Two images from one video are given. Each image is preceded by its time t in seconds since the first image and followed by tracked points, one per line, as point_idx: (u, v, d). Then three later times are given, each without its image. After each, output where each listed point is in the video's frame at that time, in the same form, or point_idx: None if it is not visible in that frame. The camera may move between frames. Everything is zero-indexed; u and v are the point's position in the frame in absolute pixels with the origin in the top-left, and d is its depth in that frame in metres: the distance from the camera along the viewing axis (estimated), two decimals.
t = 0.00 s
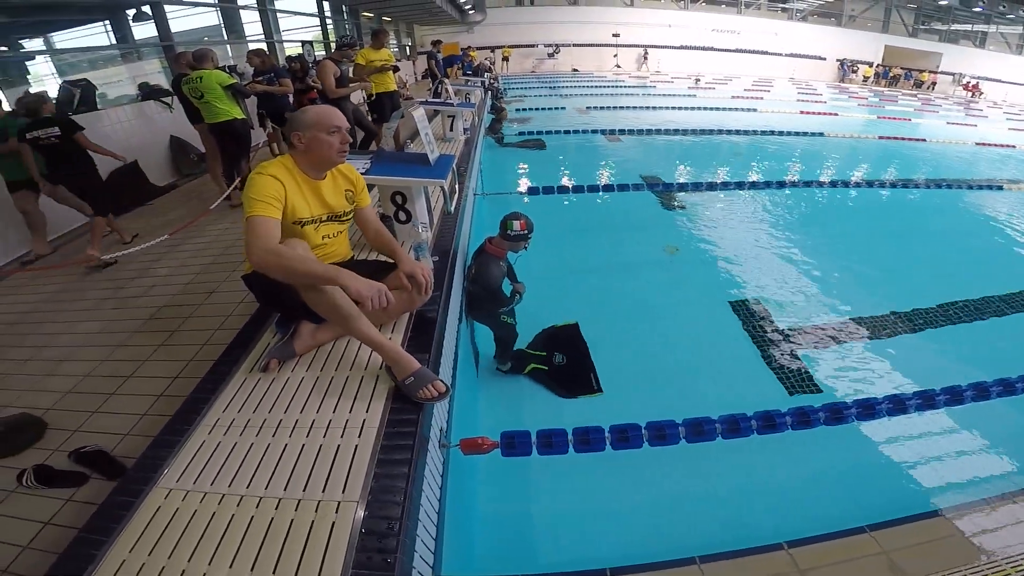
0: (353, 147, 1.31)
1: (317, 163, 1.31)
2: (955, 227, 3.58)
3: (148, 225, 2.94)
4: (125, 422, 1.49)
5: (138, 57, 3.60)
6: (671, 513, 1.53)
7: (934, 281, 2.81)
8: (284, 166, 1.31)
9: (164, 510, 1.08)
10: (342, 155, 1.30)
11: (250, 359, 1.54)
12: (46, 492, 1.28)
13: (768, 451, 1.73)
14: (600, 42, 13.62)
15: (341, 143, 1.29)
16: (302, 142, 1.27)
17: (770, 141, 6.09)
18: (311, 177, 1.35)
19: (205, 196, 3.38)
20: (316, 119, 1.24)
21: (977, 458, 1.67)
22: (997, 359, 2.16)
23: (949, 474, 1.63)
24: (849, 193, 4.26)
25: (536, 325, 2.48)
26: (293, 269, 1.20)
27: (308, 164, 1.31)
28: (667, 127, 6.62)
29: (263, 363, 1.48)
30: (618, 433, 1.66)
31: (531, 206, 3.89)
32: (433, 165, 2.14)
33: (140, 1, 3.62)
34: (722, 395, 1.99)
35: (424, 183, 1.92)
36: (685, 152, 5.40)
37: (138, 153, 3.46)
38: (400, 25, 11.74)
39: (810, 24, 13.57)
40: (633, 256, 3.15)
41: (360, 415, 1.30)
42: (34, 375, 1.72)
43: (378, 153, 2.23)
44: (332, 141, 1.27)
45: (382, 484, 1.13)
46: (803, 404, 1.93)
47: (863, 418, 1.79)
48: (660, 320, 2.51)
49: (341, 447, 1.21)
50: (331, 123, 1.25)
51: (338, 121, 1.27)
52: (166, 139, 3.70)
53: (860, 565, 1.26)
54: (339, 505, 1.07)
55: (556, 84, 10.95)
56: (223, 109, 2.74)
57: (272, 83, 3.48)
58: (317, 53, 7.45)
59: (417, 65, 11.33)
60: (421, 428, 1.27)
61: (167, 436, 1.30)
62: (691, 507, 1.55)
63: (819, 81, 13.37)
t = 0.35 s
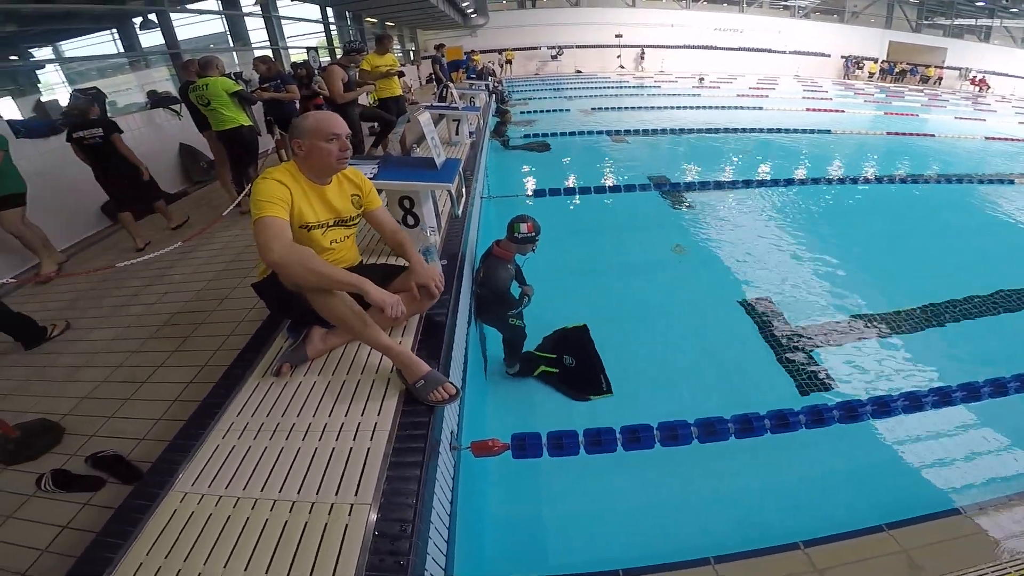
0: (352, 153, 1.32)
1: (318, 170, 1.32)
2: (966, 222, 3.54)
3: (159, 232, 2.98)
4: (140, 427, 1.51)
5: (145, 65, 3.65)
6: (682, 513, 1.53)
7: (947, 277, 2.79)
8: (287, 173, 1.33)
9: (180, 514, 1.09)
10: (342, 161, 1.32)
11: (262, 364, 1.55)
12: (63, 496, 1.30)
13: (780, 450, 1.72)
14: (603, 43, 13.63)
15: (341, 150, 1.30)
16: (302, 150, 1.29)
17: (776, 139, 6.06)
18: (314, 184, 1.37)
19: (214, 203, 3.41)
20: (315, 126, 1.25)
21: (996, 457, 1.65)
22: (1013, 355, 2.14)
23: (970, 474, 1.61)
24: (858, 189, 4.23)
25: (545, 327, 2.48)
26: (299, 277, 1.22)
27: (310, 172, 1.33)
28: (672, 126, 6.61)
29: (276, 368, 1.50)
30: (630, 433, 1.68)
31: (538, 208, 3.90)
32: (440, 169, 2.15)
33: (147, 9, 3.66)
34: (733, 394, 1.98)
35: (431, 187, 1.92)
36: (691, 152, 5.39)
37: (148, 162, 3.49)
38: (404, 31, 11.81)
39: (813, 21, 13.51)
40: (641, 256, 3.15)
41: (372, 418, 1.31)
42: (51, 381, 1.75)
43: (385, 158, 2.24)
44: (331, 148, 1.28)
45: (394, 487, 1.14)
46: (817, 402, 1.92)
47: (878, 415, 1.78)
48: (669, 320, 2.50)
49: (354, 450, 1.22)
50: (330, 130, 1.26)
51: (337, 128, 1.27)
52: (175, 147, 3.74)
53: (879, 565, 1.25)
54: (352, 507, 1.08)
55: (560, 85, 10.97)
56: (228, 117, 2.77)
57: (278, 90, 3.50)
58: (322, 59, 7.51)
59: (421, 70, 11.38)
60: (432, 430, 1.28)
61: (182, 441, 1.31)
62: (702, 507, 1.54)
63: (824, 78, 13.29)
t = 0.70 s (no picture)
0: (353, 158, 1.33)
1: (321, 176, 1.34)
2: (975, 214, 3.53)
3: (170, 242, 3.01)
4: (157, 435, 1.53)
5: (151, 75, 3.70)
6: (694, 512, 1.52)
7: (959, 270, 2.77)
8: (292, 179, 1.35)
9: (197, 520, 1.11)
10: (343, 166, 1.33)
11: (274, 371, 1.57)
12: (83, 504, 1.32)
13: (792, 449, 1.71)
14: (605, 44, 13.64)
15: (341, 156, 1.32)
16: (304, 156, 1.31)
17: (781, 136, 6.04)
18: (319, 190, 1.39)
19: (224, 212, 3.45)
20: (315, 132, 1.27)
21: (1016, 448, 1.63)
22: None
23: (993, 466, 1.59)
24: (865, 185, 4.21)
25: (553, 329, 2.49)
26: (307, 282, 1.24)
27: (313, 177, 1.35)
28: (676, 126, 6.60)
29: (288, 373, 1.51)
30: (641, 431, 1.67)
31: (544, 211, 3.91)
32: (446, 173, 2.17)
33: (152, 19, 3.71)
34: (744, 392, 1.97)
35: (437, 191, 1.94)
36: (696, 151, 5.39)
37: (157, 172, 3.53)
38: (406, 37, 11.89)
39: (815, 18, 13.46)
40: (648, 256, 3.15)
41: (384, 421, 1.32)
42: (67, 391, 1.77)
43: (391, 164, 2.27)
44: (331, 154, 1.30)
45: (406, 490, 1.14)
46: (832, 398, 1.91)
47: (893, 411, 1.76)
48: (678, 319, 2.50)
49: (367, 453, 1.23)
50: (330, 136, 1.28)
51: (337, 134, 1.29)
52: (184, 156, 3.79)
53: (899, 561, 1.24)
54: (366, 510, 1.09)
55: (563, 88, 10.99)
56: (233, 126, 2.80)
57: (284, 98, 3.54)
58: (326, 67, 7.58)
59: (425, 75, 11.45)
60: (443, 433, 1.29)
61: (198, 447, 1.33)
62: (715, 505, 1.54)
63: (827, 75, 13.22)
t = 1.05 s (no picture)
0: (359, 163, 1.34)
1: (329, 181, 1.35)
2: (984, 218, 3.50)
3: (179, 248, 3.04)
4: (165, 440, 1.54)
5: (160, 81, 3.74)
6: (701, 519, 1.51)
7: (969, 274, 2.75)
8: (300, 185, 1.36)
9: (204, 525, 1.11)
10: (350, 171, 1.34)
11: (282, 377, 1.57)
12: (90, 508, 1.33)
13: (801, 456, 1.70)
14: (610, 49, 13.67)
15: (348, 160, 1.32)
16: (311, 161, 1.32)
17: (788, 141, 6.02)
18: (326, 195, 1.39)
19: (232, 218, 3.48)
20: (321, 137, 1.28)
21: None
22: None
23: (1004, 472, 1.58)
24: (872, 189, 4.19)
25: (559, 335, 2.48)
26: (316, 289, 1.25)
27: (321, 182, 1.36)
28: (681, 131, 6.60)
29: (296, 379, 1.52)
30: (648, 438, 1.68)
31: (550, 217, 3.91)
32: (452, 180, 2.17)
33: (161, 25, 3.75)
34: (751, 399, 1.96)
35: (443, 198, 1.95)
36: (701, 156, 5.38)
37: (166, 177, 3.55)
38: (412, 43, 11.96)
39: (821, 22, 13.44)
40: (655, 262, 3.15)
41: (391, 427, 1.32)
42: (76, 396, 1.78)
43: (398, 170, 2.28)
44: (338, 159, 1.30)
45: (413, 497, 1.14)
46: (840, 404, 1.90)
47: (904, 417, 1.79)
48: (685, 326, 2.49)
49: (373, 460, 1.23)
50: (336, 141, 1.28)
51: (343, 139, 1.29)
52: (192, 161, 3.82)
53: (910, 566, 1.22)
54: (373, 516, 1.09)
55: (568, 93, 11.01)
56: (241, 132, 2.82)
57: (290, 104, 3.54)
58: (333, 73, 7.64)
59: (430, 81, 11.50)
60: (450, 439, 1.28)
61: (207, 453, 1.34)
62: (723, 512, 1.52)
63: (833, 79, 13.18)
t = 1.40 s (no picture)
0: (365, 165, 1.35)
1: (335, 183, 1.36)
2: (993, 222, 3.47)
3: (186, 252, 3.06)
4: (172, 443, 1.54)
5: (168, 84, 3.77)
6: (708, 524, 1.50)
7: (978, 278, 2.73)
8: (306, 188, 1.37)
9: (211, 529, 1.11)
10: (356, 173, 1.34)
11: (288, 381, 1.58)
12: (98, 511, 1.33)
13: (809, 461, 1.68)
14: (615, 52, 13.68)
15: (353, 162, 1.33)
16: (317, 164, 1.32)
17: (794, 144, 6.00)
18: (333, 198, 1.40)
19: (239, 222, 3.49)
20: (326, 140, 1.28)
21: None
22: None
23: (1011, 475, 1.56)
24: (880, 193, 4.16)
25: (565, 339, 2.48)
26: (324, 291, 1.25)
27: (327, 185, 1.36)
28: (687, 135, 6.60)
29: (302, 384, 1.52)
30: (654, 442, 1.64)
31: (556, 221, 3.91)
32: (458, 184, 2.18)
33: (169, 28, 3.78)
34: (758, 404, 1.94)
35: (449, 202, 1.95)
36: (707, 160, 5.37)
37: (172, 181, 3.58)
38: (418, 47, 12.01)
39: (827, 25, 13.41)
40: (662, 266, 3.14)
41: (397, 431, 1.32)
42: (84, 400, 1.79)
43: (404, 174, 2.29)
44: (343, 161, 1.31)
45: (419, 501, 1.14)
46: (847, 408, 1.89)
47: (912, 421, 1.74)
48: (691, 330, 2.48)
49: (379, 464, 1.23)
50: (341, 143, 1.29)
51: (348, 141, 1.30)
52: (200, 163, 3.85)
53: (919, 569, 1.20)
54: (379, 520, 1.09)
55: (574, 97, 11.01)
56: (248, 135, 2.83)
57: (297, 107, 3.56)
58: (339, 77, 7.68)
59: (436, 85, 11.53)
60: (456, 443, 1.28)
61: (215, 456, 1.34)
62: (730, 516, 1.51)
63: (839, 82, 13.12)
